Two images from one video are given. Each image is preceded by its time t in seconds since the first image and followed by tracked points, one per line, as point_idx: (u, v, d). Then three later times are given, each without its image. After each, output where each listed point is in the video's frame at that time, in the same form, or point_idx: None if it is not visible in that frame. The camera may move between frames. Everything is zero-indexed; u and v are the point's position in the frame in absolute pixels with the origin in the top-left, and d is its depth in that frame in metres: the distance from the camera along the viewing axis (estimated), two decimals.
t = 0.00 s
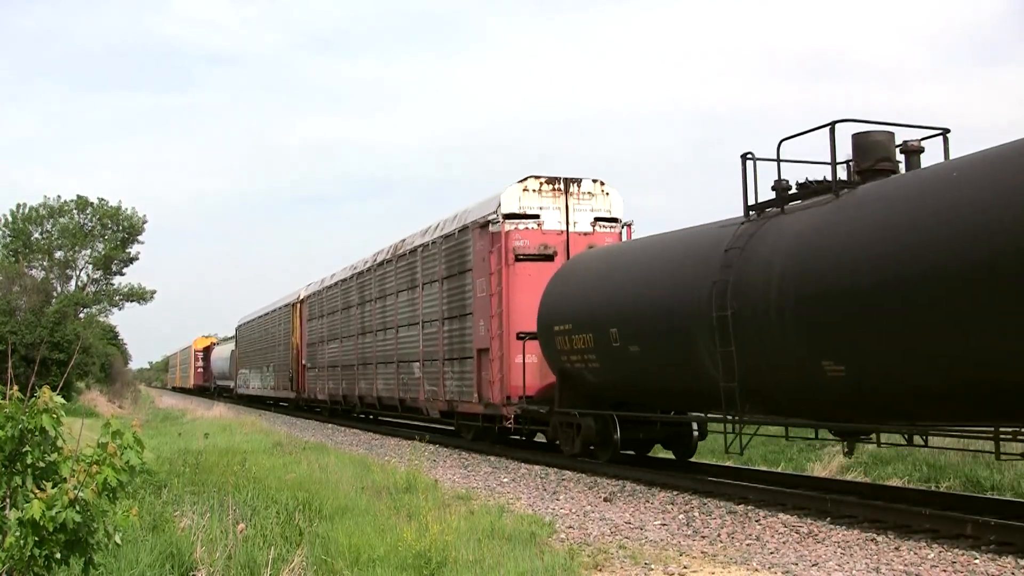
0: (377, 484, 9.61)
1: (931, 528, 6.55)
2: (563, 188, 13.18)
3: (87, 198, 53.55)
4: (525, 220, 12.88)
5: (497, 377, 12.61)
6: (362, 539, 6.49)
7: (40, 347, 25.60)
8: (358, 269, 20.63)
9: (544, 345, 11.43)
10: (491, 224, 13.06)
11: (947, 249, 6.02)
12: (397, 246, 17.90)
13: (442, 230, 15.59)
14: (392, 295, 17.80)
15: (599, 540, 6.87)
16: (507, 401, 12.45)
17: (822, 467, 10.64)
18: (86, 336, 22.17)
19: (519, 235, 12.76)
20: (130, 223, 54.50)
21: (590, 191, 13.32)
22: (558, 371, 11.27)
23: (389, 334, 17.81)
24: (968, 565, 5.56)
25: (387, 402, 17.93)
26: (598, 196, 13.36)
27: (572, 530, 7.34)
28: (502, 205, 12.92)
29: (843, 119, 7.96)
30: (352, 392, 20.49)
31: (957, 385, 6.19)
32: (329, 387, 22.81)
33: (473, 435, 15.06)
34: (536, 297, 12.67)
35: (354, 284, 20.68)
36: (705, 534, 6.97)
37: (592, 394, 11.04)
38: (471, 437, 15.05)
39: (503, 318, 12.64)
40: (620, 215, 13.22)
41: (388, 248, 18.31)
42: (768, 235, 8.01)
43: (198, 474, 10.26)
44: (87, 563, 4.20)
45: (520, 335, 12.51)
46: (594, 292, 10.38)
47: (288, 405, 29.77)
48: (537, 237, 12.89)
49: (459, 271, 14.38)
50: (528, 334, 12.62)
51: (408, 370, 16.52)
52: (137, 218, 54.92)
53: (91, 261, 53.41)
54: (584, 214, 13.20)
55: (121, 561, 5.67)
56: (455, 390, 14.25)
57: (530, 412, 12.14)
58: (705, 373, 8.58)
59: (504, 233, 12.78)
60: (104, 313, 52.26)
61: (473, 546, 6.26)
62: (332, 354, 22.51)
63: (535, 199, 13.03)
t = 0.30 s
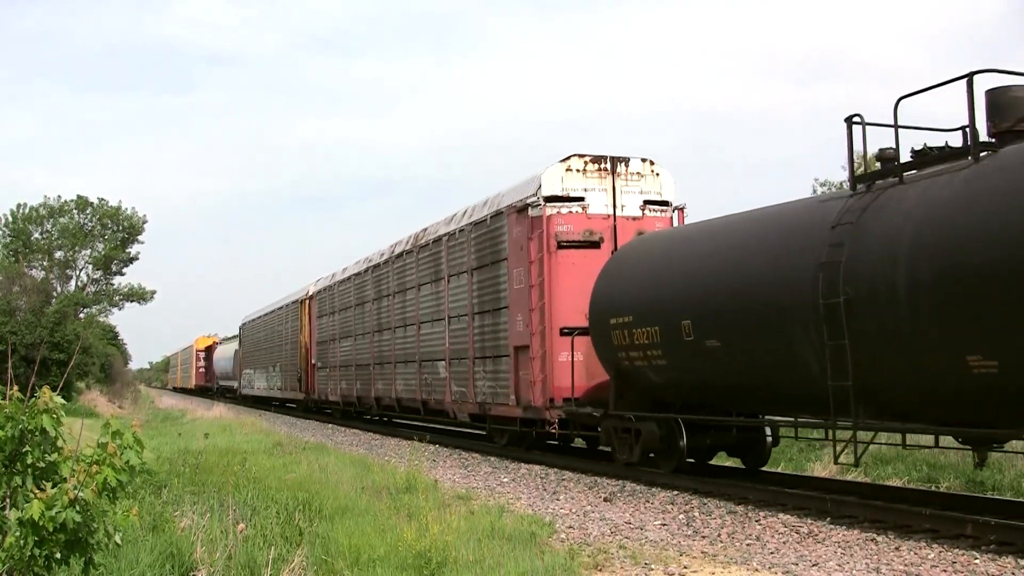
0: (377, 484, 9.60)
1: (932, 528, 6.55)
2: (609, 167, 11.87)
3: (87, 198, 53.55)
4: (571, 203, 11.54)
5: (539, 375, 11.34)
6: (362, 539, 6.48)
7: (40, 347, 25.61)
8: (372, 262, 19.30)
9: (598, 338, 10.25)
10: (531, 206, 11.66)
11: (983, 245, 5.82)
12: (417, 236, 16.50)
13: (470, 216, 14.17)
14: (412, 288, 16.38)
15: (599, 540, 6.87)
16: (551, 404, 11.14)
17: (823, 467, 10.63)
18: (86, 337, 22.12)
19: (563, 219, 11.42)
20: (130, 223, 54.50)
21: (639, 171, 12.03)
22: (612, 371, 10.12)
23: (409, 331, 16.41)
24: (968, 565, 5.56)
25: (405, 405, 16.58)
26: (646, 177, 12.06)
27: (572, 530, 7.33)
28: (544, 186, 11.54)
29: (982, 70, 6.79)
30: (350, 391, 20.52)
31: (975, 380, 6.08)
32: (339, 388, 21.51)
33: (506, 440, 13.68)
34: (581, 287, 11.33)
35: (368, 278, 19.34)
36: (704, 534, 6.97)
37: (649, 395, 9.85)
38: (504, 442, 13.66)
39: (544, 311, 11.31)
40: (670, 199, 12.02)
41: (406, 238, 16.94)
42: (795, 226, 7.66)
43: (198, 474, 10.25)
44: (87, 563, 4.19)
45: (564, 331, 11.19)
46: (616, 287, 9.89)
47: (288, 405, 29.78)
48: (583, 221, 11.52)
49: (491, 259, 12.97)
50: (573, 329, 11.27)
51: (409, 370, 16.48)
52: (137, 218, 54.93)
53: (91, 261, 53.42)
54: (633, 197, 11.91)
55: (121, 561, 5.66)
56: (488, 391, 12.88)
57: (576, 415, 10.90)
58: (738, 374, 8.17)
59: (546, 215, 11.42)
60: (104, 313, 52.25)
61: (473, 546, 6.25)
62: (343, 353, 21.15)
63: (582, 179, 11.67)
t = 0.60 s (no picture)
0: (377, 484, 9.60)
1: (931, 527, 6.55)
2: (668, 142, 10.59)
3: (87, 198, 53.55)
4: (627, 181, 10.30)
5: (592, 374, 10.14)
6: (362, 539, 6.47)
7: (40, 347, 25.61)
8: (390, 254, 18.13)
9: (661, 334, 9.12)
10: (581, 185, 10.46)
11: None
12: (443, 224, 15.32)
13: (507, 200, 12.99)
14: (438, 281, 15.21)
15: (599, 539, 6.88)
16: (604, 406, 10.00)
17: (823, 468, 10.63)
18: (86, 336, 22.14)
19: (618, 200, 10.19)
20: (130, 223, 54.51)
21: (702, 147, 10.75)
22: (679, 368, 8.97)
23: (434, 327, 15.26)
24: (968, 565, 5.56)
25: (430, 407, 15.52)
26: (708, 153, 10.77)
27: (572, 530, 7.33)
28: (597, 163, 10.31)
29: None
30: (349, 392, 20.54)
31: None
32: (351, 389, 20.40)
33: (547, 446, 12.70)
34: (638, 276, 10.08)
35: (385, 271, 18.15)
36: (704, 534, 6.97)
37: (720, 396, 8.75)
38: (545, 448, 12.67)
39: (596, 302, 10.17)
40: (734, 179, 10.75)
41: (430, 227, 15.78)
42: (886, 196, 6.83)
43: (198, 474, 10.24)
44: (87, 563, 4.20)
45: (620, 325, 9.98)
46: (678, 280, 8.80)
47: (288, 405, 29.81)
48: (640, 202, 10.26)
49: (535, 245, 11.77)
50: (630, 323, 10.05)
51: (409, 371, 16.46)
52: (137, 218, 54.96)
53: (91, 260, 53.42)
54: (695, 175, 10.62)
55: (121, 561, 5.66)
56: (530, 392, 11.79)
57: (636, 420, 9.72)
58: (851, 368, 6.97)
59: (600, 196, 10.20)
60: (104, 312, 52.25)
61: (473, 546, 6.25)
62: (356, 352, 19.99)
63: (638, 156, 10.43)
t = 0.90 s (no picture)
0: (376, 484, 9.59)
1: (931, 527, 6.55)
2: (744, 111, 9.48)
3: (87, 198, 53.55)
4: (697, 154, 9.21)
5: (659, 373, 9.07)
6: (362, 539, 6.47)
7: (40, 347, 25.61)
8: (416, 244, 17.07)
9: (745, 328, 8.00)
10: (646, 159, 9.39)
11: None
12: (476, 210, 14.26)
13: (552, 181, 11.92)
14: (472, 270, 14.10)
15: (599, 539, 6.88)
16: (673, 408, 8.91)
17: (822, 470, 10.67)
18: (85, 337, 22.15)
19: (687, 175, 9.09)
20: (130, 223, 54.53)
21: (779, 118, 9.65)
22: (769, 368, 7.83)
23: (468, 321, 14.18)
24: (968, 565, 5.56)
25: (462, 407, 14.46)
26: (787, 125, 9.65)
27: (572, 530, 7.32)
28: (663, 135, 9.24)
29: None
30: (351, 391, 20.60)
31: None
32: (370, 389, 19.41)
33: (599, 453, 11.48)
34: (712, 260, 9.02)
35: (411, 262, 17.05)
36: (704, 534, 6.97)
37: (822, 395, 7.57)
38: (597, 455, 11.45)
39: (663, 290, 9.10)
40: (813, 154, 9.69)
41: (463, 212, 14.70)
42: (969, 162, 6.18)
43: (198, 475, 10.23)
44: (88, 563, 4.19)
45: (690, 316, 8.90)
46: (766, 267, 7.65)
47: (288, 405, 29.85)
48: (713, 178, 9.15)
49: (587, 228, 10.66)
50: (699, 314, 8.98)
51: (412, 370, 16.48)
52: (137, 219, 54.98)
53: (91, 260, 53.42)
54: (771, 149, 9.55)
55: (121, 561, 5.66)
56: (581, 393, 10.70)
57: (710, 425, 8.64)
58: (977, 368, 5.94)
59: (667, 170, 9.11)
60: (104, 313, 52.27)
61: (473, 546, 6.25)
62: (378, 348, 18.93)
63: (710, 127, 9.33)
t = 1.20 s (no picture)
0: (376, 484, 9.59)
1: (931, 527, 6.55)
2: (836, 72, 8.36)
3: (87, 198, 53.56)
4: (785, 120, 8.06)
5: (745, 371, 7.96)
6: (362, 539, 6.47)
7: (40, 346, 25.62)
8: (441, 234, 15.92)
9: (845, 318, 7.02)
10: (725, 127, 8.24)
11: None
12: (512, 194, 13.07)
13: (603, 157, 10.73)
14: (508, 258, 12.89)
15: (599, 539, 6.88)
16: (762, 412, 7.79)
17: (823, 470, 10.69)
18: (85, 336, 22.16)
19: (775, 145, 7.98)
20: (130, 222, 54.57)
21: (876, 79, 8.52)
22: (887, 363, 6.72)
23: (504, 315, 12.99)
24: (968, 565, 5.55)
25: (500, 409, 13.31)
26: (884, 88, 8.52)
27: (572, 530, 7.32)
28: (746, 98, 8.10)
29: None
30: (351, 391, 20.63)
31: None
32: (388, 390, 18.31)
33: (662, 463, 10.11)
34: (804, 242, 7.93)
35: (437, 252, 15.86)
36: (704, 534, 6.96)
37: (960, 395, 6.34)
38: (660, 465, 10.08)
39: (750, 277, 7.97)
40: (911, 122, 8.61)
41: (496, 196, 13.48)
42: None
43: (198, 475, 10.22)
44: (87, 562, 4.19)
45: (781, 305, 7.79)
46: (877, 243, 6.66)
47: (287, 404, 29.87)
48: (804, 148, 8.04)
49: (652, 206, 9.45)
50: (791, 304, 7.88)
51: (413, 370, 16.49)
52: (137, 219, 55.00)
53: (91, 260, 53.42)
54: (867, 114, 8.42)
55: (121, 561, 5.66)
56: (645, 396, 9.50)
57: (817, 428, 7.46)
58: None
59: (752, 139, 7.99)
60: (104, 312, 52.28)
61: (473, 546, 6.25)
62: (398, 344, 17.83)
63: (801, 89, 8.21)
